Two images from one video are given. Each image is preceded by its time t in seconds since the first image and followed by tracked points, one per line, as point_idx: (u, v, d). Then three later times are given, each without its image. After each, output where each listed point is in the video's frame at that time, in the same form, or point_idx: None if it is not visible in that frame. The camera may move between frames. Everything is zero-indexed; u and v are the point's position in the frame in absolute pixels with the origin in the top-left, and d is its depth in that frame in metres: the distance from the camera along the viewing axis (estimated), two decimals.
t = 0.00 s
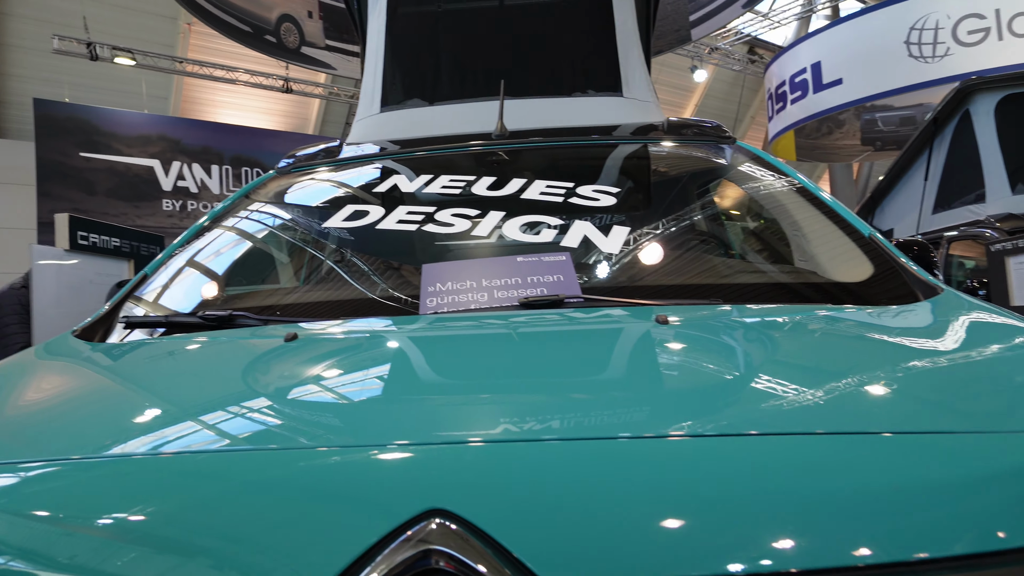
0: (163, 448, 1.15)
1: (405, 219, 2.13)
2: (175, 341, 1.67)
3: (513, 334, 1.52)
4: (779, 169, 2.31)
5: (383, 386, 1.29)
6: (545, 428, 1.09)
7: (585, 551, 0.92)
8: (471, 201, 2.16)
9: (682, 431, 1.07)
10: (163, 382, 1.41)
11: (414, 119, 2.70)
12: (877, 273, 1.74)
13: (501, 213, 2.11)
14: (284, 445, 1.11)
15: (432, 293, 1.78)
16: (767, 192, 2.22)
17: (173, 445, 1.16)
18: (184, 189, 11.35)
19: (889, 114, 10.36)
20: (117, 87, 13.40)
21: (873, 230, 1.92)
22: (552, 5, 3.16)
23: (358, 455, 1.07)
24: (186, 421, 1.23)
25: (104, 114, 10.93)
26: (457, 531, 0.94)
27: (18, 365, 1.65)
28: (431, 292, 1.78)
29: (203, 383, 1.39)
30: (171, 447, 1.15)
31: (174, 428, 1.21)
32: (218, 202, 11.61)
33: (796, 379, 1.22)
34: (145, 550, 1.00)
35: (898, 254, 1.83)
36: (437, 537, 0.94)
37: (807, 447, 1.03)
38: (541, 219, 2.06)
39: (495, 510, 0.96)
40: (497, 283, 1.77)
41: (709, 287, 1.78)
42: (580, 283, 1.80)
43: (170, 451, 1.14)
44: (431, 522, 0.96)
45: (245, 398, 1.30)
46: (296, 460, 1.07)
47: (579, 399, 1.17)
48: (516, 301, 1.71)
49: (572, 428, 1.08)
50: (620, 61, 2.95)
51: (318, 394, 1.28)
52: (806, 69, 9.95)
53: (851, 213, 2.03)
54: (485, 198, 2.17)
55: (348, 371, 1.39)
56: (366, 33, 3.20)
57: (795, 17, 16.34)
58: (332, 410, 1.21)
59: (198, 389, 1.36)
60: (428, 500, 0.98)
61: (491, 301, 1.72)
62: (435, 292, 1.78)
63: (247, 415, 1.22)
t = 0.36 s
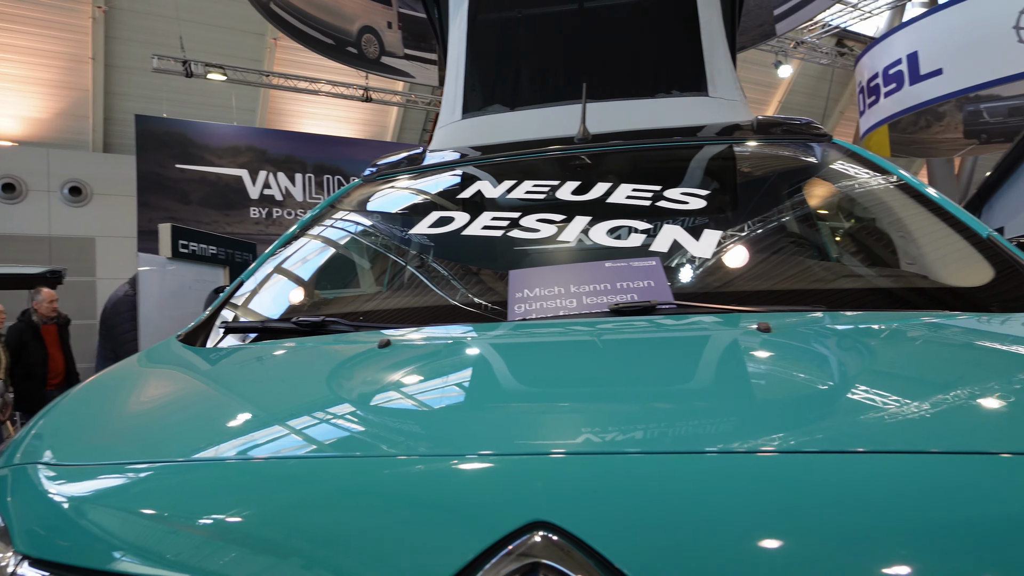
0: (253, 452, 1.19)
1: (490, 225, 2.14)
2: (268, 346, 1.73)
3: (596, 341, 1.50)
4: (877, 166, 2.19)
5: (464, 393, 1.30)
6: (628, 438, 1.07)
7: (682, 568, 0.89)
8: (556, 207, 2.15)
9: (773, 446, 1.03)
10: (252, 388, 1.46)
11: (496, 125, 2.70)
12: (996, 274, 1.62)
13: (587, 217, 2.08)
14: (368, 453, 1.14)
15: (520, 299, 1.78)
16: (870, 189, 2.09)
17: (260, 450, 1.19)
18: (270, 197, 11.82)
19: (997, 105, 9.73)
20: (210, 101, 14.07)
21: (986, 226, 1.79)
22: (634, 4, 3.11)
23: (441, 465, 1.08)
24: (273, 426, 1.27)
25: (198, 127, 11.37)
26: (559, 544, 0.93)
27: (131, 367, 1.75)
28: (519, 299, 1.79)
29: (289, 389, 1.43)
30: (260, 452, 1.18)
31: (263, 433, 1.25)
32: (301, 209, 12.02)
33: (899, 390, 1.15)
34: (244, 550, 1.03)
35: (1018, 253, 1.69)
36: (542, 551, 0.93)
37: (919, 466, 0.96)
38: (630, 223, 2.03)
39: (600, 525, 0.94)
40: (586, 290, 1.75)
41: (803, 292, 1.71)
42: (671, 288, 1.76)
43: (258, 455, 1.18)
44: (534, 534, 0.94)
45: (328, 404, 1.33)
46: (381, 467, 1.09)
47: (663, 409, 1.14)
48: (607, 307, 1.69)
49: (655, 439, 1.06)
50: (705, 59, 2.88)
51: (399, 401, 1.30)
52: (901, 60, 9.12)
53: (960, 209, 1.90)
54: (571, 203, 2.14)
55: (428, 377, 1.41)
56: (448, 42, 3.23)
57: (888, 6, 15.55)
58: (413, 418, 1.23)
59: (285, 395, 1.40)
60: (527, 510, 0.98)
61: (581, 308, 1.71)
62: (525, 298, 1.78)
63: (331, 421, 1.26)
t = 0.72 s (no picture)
0: (340, 460, 1.20)
1: (586, 226, 2.12)
2: (358, 350, 1.75)
3: (691, 346, 1.45)
4: (991, 155, 2.03)
5: (545, 401, 1.28)
6: (720, 448, 1.04)
7: None
8: (651, 206, 2.10)
9: (876, 459, 0.98)
10: (338, 394, 1.47)
11: (582, 125, 2.67)
12: None
13: (688, 217, 2.02)
14: (451, 462, 1.13)
15: (625, 302, 1.73)
16: (987, 179, 1.96)
17: (347, 455, 1.21)
18: (348, 205, 12.10)
19: None
20: (292, 112, 14.54)
21: None
22: None
23: (529, 473, 1.07)
24: (357, 432, 1.29)
25: (280, 137, 11.74)
26: (705, 558, 0.90)
27: (237, 373, 1.78)
28: (624, 301, 1.74)
29: (372, 395, 1.44)
30: (348, 457, 1.20)
31: (347, 439, 1.26)
32: (378, 215, 12.30)
33: (1017, 398, 1.08)
34: (346, 554, 1.04)
35: None
36: (690, 566, 0.89)
37: None
38: (735, 220, 1.95)
39: (723, 519, 0.93)
40: (696, 290, 1.69)
41: (912, 294, 1.61)
42: (787, 290, 1.68)
43: (346, 460, 1.20)
44: (679, 551, 0.91)
45: (410, 411, 1.34)
46: (468, 472, 1.09)
47: (754, 416, 1.10)
48: (721, 309, 1.62)
49: (751, 448, 1.03)
50: (805, 48, 2.76)
51: (480, 408, 1.30)
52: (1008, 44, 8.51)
53: None
54: (669, 203, 2.09)
55: (509, 383, 1.39)
56: (534, 45, 3.23)
57: None
58: (495, 425, 1.22)
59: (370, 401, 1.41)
60: (676, 522, 0.94)
61: (690, 311, 1.65)
62: (630, 300, 1.73)
63: (415, 428, 1.26)
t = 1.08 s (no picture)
0: (422, 465, 1.20)
1: (687, 221, 2.02)
2: (447, 352, 1.75)
3: (792, 344, 1.38)
4: None
5: (624, 404, 1.25)
6: (819, 454, 0.99)
7: None
8: (758, 198, 1.98)
9: (986, 465, 0.92)
10: (419, 399, 1.47)
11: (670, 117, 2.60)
12: None
13: (798, 209, 1.90)
14: (533, 467, 1.11)
15: (738, 298, 1.67)
16: None
17: (430, 456, 1.21)
18: (419, 207, 12.31)
19: None
20: (364, 117, 14.83)
21: None
22: None
23: (619, 478, 1.04)
24: (436, 437, 1.28)
25: (353, 142, 11.98)
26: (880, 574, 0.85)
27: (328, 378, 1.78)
28: (736, 297, 1.68)
29: (449, 400, 1.43)
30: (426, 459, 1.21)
31: (428, 444, 1.26)
32: (448, 217, 12.48)
33: None
34: (443, 558, 1.02)
35: None
36: None
37: None
38: (851, 210, 1.85)
39: (883, 523, 0.88)
40: (815, 285, 1.61)
41: None
42: (918, 282, 1.60)
43: (433, 462, 1.19)
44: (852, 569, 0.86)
45: (490, 412, 1.33)
46: (550, 478, 1.07)
47: (846, 418, 1.06)
48: (847, 304, 1.54)
49: (851, 453, 0.98)
50: (910, 28, 2.60)
51: (558, 412, 1.28)
52: None
53: None
54: (776, 194, 1.97)
55: (588, 386, 1.36)
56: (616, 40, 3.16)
57: None
58: (578, 430, 1.19)
59: (448, 405, 1.40)
60: (847, 537, 0.88)
61: (810, 307, 1.57)
62: (742, 297, 1.67)
63: (495, 432, 1.24)
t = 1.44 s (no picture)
0: (492, 470, 1.19)
1: (774, 214, 1.91)
2: (519, 354, 1.74)
3: (881, 344, 1.32)
4: None
5: (690, 410, 1.23)
6: (905, 459, 0.97)
7: None
8: (852, 188, 1.86)
9: None
10: (483, 402, 1.46)
11: (744, 111, 2.49)
12: None
13: (897, 200, 1.79)
14: (603, 474, 1.10)
15: (839, 296, 1.59)
16: None
17: (499, 461, 1.21)
18: (475, 208, 12.36)
19: None
20: (419, 119, 14.97)
21: None
22: None
23: (699, 488, 1.02)
24: (502, 443, 1.27)
25: (409, 144, 12.08)
26: None
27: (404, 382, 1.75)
28: (837, 295, 1.60)
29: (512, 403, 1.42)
30: (491, 463, 1.21)
31: (495, 449, 1.25)
32: (504, 217, 12.50)
33: None
34: (521, 564, 1.00)
35: None
36: None
37: None
38: (964, 201, 1.71)
39: None
40: (924, 281, 1.53)
41: None
42: None
43: (505, 468, 1.19)
44: None
45: (553, 416, 1.33)
46: (619, 485, 1.07)
47: (930, 423, 1.03)
48: (964, 301, 1.46)
49: (943, 461, 0.95)
50: None
51: (622, 417, 1.26)
52: None
53: None
54: (868, 185, 1.86)
55: (651, 389, 1.34)
56: (686, 17, 2.98)
57: None
58: (648, 436, 1.18)
59: (510, 409, 1.40)
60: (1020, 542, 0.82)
61: (919, 305, 1.49)
62: (843, 295, 1.58)
63: (559, 438, 1.24)
